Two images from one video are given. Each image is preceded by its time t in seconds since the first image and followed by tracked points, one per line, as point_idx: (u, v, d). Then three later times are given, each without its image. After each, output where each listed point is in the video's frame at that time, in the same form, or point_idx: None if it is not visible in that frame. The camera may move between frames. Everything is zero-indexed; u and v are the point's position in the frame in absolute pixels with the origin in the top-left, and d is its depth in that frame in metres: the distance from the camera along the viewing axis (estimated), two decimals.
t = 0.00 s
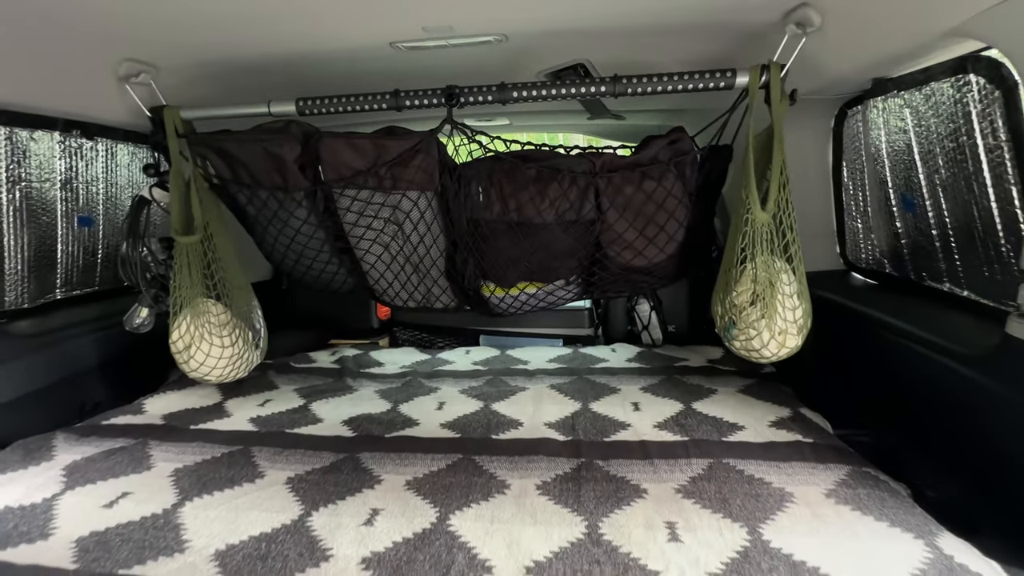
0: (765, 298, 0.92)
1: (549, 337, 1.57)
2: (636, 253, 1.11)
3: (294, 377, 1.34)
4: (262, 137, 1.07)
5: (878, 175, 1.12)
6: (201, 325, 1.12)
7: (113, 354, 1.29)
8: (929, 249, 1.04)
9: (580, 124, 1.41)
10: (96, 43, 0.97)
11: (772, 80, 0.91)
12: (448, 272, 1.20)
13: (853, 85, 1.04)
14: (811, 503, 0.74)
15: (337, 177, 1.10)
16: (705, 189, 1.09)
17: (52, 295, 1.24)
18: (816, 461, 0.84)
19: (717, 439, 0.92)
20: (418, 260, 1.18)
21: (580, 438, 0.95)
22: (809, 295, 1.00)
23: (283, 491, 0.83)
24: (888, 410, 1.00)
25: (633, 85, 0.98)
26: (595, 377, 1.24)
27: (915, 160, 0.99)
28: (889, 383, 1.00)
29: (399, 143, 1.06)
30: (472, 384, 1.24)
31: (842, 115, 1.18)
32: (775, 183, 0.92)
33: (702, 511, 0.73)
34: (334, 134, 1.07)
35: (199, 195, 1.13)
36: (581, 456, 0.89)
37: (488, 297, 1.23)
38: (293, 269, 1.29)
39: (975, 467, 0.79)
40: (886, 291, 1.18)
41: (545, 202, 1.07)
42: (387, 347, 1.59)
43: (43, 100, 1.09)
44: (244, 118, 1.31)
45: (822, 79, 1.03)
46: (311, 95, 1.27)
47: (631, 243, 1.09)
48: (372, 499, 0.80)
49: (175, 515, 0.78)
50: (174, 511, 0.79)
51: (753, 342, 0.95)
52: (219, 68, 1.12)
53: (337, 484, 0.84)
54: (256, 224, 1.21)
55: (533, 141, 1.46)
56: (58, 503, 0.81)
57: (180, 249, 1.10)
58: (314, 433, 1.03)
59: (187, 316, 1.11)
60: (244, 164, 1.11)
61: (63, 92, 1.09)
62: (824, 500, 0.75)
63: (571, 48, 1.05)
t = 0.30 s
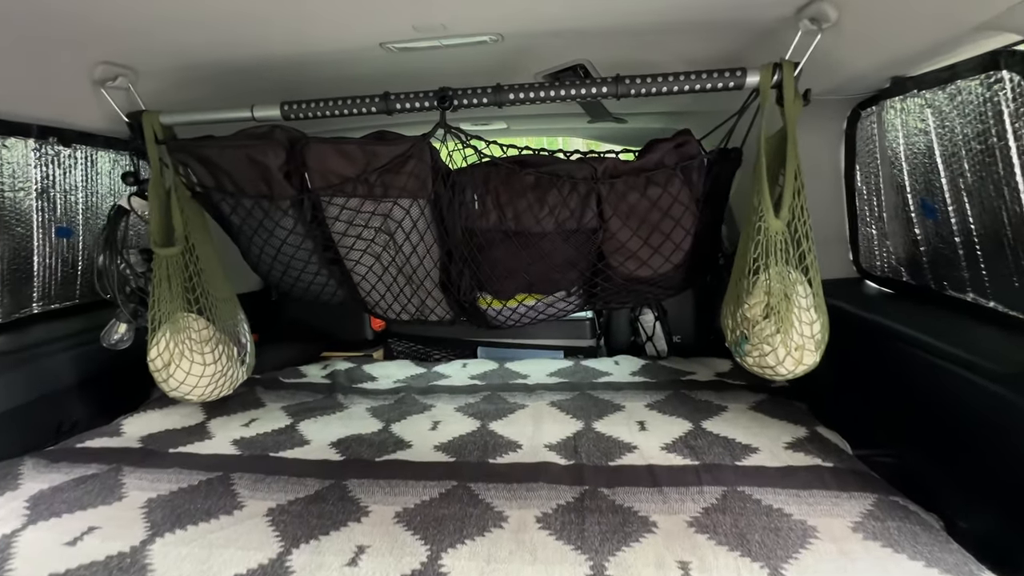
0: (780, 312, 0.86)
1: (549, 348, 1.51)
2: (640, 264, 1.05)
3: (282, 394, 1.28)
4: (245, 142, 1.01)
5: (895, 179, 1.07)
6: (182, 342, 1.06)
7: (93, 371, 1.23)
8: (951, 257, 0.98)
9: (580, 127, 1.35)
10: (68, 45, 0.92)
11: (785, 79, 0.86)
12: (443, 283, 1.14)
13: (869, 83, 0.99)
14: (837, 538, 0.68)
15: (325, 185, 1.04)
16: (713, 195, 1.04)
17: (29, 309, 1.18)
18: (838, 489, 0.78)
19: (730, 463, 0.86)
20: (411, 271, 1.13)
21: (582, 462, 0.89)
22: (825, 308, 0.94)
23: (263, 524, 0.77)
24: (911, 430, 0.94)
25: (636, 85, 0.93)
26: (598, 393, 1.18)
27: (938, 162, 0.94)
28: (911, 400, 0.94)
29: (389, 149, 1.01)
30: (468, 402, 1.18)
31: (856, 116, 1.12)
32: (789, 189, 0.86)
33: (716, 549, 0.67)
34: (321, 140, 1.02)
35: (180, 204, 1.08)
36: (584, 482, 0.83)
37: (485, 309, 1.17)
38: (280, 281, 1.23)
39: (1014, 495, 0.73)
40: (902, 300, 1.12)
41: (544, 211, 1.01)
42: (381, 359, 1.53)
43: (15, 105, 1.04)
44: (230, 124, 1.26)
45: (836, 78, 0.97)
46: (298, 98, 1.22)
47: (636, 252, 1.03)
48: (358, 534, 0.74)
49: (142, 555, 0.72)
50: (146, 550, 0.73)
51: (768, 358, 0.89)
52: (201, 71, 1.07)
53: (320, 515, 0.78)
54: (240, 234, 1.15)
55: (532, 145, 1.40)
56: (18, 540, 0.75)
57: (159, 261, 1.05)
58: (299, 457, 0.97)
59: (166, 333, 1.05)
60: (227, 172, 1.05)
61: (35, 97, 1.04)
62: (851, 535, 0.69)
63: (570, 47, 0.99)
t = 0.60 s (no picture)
0: (801, 327, 0.81)
1: (554, 360, 1.46)
2: (650, 275, 1.00)
3: (276, 410, 1.24)
4: (235, 150, 0.97)
5: (917, 184, 1.02)
6: (170, 358, 1.02)
7: (80, 386, 1.19)
8: (980, 267, 0.93)
9: (584, 132, 1.30)
10: (50, 50, 0.88)
11: (804, 79, 0.81)
12: (442, 295, 1.09)
13: (890, 83, 0.94)
14: None
15: (319, 194, 0.99)
16: (725, 202, 0.99)
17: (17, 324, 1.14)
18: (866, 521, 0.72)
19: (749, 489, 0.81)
20: (409, 283, 1.08)
21: (590, 487, 0.84)
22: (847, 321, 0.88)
23: (250, 557, 0.73)
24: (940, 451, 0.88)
25: (645, 87, 0.88)
26: (605, 409, 1.13)
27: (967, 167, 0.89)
28: (939, 419, 0.88)
29: (385, 157, 0.97)
30: (469, 419, 1.13)
31: (874, 117, 1.07)
32: (809, 195, 0.81)
33: None
34: (314, 147, 0.97)
35: (169, 215, 1.03)
36: (593, 511, 0.78)
37: (486, 322, 1.12)
38: (274, 294, 1.18)
39: None
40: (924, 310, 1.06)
41: (548, 220, 0.96)
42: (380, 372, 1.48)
43: None
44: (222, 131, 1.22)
45: (855, 78, 0.92)
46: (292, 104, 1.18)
47: (645, 263, 0.98)
48: (350, 570, 0.70)
49: None
50: None
51: (787, 377, 0.83)
52: (190, 77, 1.03)
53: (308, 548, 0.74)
54: (232, 246, 1.11)
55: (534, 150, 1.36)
56: None
57: (146, 274, 1.00)
58: (292, 481, 0.92)
59: (154, 349, 1.01)
60: (217, 182, 1.01)
61: (20, 105, 1.00)
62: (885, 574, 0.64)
63: (574, 49, 0.95)
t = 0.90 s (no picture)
0: (824, 345, 0.74)
1: (556, 374, 1.39)
2: (658, 287, 0.94)
3: (265, 429, 1.18)
4: (217, 157, 0.91)
5: (942, 189, 0.96)
6: (150, 377, 0.96)
7: (58, 403, 1.12)
8: (1012, 278, 0.86)
9: (586, 136, 1.25)
10: (20, 52, 0.83)
11: (823, 78, 0.75)
12: (438, 309, 1.04)
13: (914, 83, 0.88)
14: None
15: (307, 203, 0.94)
16: (738, 210, 0.93)
17: None
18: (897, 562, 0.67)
19: (767, 521, 0.75)
20: (403, 296, 1.02)
21: (595, 519, 0.79)
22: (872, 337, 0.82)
23: None
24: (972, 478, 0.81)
25: (651, 88, 0.82)
26: (611, 429, 1.07)
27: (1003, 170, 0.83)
28: (972, 443, 0.81)
29: (376, 163, 0.91)
30: (467, 440, 1.06)
31: (893, 119, 1.01)
32: (831, 204, 0.75)
33: None
34: (300, 154, 0.92)
35: (150, 225, 0.98)
36: (599, 548, 0.73)
37: (484, 337, 1.06)
38: (260, 307, 1.12)
39: None
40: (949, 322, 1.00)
41: (550, 230, 0.90)
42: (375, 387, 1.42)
43: None
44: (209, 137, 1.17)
45: (876, 76, 0.87)
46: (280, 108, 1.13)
47: (653, 275, 0.92)
48: None
49: None
50: None
51: (809, 399, 0.77)
52: (172, 79, 0.98)
53: None
54: (216, 257, 1.05)
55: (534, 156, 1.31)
56: None
57: (125, 288, 0.95)
58: (276, 511, 0.86)
59: (132, 367, 0.95)
60: (200, 191, 0.95)
61: None
62: None
63: (577, 49, 0.90)
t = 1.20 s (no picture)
0: (852, 363, 0.68)
1: (560, 386, 1.33)
2: (669, 298, 0.88)
3: (255, 445, 1.12)
4: (200, 162, 0.86)
5: (972, 192, 0.90)
6: (130, 395, 0.91)
7: (37, 421, 1.04)
8: None
9: (590, 138, 1.20)
10: None
11: (847, 74, 0.70)
12: (435, 321, 0.98)
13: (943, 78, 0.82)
14: None
15: (295, 210, 0.89)
16: (753, 215, 0.87)
17: None
18: None
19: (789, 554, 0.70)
20: (398, 308, 0.97)
21: (602, 552, 0.73)
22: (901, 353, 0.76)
23: None
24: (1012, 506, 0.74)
25: (661, 85, 0.77)
26: (619, 447, 1.01)
27: None
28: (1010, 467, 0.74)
29: (368, 168, 0.86)
30: (467, 459, 1.00)
31: (916, 119, 0.95)
32: (857, 209, 0.69)
33: None
34: (288, 158, 0.87)
35: (131, 233, 0.93)
36: None
37: (484, 350, 1.01)
38: (249, 319, 1.07)
39: None
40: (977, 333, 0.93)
41: (553, 237, 0.85)
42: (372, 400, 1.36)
43: None
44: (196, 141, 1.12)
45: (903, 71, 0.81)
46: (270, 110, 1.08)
47: (663, 286, 0.86)
48: None
49: None
50: None
51: (836, 421, 0.71)
52: (155, 80, 0.93)
53: None
54: (202, 267, 1.00)
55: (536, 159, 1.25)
56: None
57: (103, 300, 0.90)
58: (261, 540, 0.81)
59: (111, 384, 0.90)
60: (183, 197, 0.90)
61: None
62: None
63: (582, 45, 0.84)
